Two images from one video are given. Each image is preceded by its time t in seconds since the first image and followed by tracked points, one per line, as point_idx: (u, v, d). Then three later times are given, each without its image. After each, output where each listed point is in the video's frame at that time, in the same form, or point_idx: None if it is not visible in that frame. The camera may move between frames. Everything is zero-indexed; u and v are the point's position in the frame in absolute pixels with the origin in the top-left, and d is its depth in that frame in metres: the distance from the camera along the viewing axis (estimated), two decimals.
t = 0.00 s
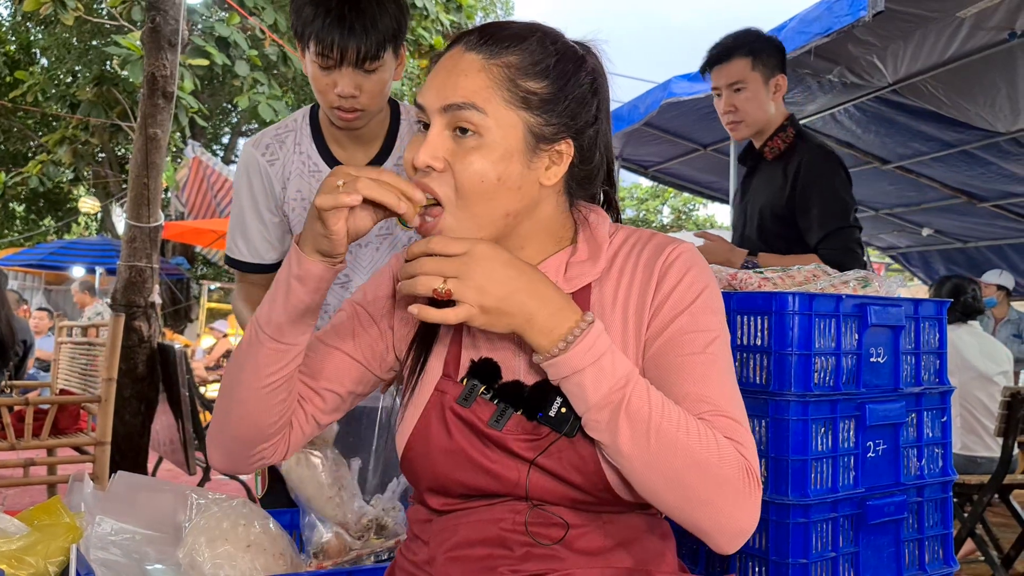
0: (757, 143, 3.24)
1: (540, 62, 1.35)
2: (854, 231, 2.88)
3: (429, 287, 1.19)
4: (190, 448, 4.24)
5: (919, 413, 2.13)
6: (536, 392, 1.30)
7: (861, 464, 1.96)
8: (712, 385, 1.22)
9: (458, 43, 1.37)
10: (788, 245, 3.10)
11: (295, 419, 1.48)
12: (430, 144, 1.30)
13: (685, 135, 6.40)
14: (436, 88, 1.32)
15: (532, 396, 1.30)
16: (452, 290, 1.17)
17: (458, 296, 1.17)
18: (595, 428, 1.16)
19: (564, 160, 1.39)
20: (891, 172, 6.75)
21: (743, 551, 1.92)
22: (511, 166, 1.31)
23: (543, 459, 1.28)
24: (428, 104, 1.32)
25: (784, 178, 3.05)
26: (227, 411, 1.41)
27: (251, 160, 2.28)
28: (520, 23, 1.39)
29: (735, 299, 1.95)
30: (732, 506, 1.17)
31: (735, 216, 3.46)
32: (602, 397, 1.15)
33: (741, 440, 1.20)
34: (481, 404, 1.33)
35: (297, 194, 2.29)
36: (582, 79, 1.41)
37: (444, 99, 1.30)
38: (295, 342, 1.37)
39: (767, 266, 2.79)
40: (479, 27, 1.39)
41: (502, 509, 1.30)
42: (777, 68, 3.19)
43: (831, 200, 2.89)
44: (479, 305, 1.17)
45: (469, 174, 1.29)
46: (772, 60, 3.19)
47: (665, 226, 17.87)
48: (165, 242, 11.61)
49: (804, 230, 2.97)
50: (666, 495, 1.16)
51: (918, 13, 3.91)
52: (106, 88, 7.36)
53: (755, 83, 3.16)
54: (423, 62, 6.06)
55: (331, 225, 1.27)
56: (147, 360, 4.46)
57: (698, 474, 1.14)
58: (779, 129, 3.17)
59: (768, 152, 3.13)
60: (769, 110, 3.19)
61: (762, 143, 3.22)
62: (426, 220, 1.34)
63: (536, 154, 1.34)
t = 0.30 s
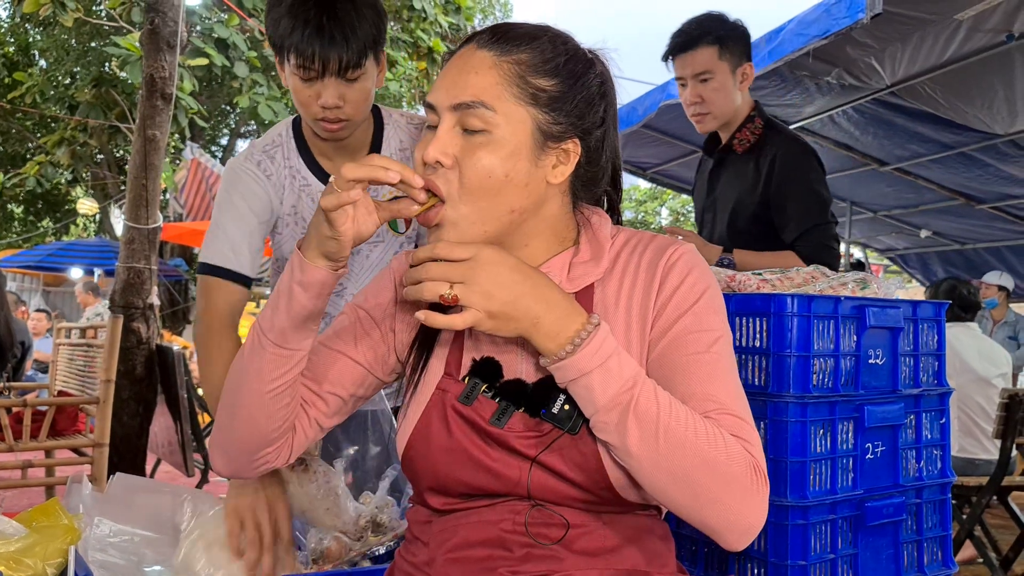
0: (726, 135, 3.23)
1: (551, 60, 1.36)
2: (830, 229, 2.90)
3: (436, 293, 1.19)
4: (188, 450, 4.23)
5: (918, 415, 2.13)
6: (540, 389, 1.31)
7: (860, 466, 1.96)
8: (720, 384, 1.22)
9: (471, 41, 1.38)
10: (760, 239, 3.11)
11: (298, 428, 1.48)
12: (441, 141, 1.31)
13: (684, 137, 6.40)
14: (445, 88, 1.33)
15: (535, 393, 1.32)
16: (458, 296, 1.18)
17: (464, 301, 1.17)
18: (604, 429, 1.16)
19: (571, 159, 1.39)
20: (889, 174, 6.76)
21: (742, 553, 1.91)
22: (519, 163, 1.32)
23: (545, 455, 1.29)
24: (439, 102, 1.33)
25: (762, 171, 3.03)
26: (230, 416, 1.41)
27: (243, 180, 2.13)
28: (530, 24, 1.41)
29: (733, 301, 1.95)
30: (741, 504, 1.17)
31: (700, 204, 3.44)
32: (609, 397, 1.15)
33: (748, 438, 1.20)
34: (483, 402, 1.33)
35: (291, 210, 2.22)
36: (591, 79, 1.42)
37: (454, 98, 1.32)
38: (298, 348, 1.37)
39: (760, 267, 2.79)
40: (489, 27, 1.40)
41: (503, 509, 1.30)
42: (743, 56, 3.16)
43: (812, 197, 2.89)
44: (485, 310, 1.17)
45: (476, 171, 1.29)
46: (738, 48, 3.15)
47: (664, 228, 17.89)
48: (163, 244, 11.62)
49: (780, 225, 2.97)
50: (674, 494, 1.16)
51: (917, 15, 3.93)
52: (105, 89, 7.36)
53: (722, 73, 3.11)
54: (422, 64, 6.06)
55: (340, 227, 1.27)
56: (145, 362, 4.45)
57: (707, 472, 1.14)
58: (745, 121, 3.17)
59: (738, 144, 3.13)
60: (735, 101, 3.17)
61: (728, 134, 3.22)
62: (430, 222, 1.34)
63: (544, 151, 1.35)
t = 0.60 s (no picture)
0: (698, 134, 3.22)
1: (554, 59, 1.37)
2: (807, 226, 2.91)
3: (435, 286, 1.19)
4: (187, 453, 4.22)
5: (916, 417, 2.13)
6: (541, 388, 1.31)
7: (858, 468, 1.96)
8: (718, 384, 1.22)
9: (474, 43, 1.38)
10: (737, 237, 3.10)
11: (297, 424, 1.47)
12: (448, 143, 1.30)
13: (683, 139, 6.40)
14: (449, 90, 1.33)
15: (536, 392, 1.31)
16: (457, 289, 1.18)
17: (463, 294, 1.17)
18: (601, 427, 1.16)
19: (577, 158, 1.40)
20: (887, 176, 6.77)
21: (740, 555, 1.91)
22: (526, 162, 1.31)
23: (546, 455, 1.28)
24: (444, 104, 1.33)
25: (738, 170, 3.03)
26: (227, 411, 1.40)
27: (242, 169, 2.16)
28: (532, 24, 1.41)
29: (731, 302, 1.95)
30: (738, 504, 1.17)
31: (675, 204, 3.43)
32: (605, 396, 1.15)
33: (744, 439, 1.20)
34: (484, 401, 1.33)
35: (287, 200, 2.23)
36: (594, 78, 1.43)
37: (459, 100, 1.31)
38: (296, 339, 1.36)
39: (747, 269, 2.84)
40: (492, 29, 1.40)
41: (503, 510, 1.30)
42: (714, 55, 3.16)
43: (788, 194, 2.90)
44: (485, 304, 1.17)
45: (484, 173, 1.29)
46: (708, 47, 3.14)
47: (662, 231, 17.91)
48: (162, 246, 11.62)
49: (756, 225, 2.96)
50: (671, 494, 1.16)
51: (915, 18, 3.94)
52: (103, 92, 7.36)
53: (694, 72, 3.10)
54: (422, 66, 6.05)
55: (335, 211, 1.27)
56: (143, 364, 4.44)
57: (703, 472, 1.14)
58: (717, 119, 3.15)
59: (711, 144, 3.13)
60: (708, 99, 3.15)
61: (701, 132, 3.21)
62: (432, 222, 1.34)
63: (550, 149, 1.35)
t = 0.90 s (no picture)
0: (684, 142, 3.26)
1: (563, 60, 1.37)
2: (794, 229, 2.91)
3: (434, 282, 1.19)
4: (186, 455, 4.22)
5: (915, 419, 2.13)
6: (545, 388, 1.31)
7: (857, 471, 1.95)
8: (717, 387, 1.22)
9: (481, 46, 1.38)
10: (722, 241, 3.10)
11: (292, 429, 1.46)
12: (461, 147, 1.29)
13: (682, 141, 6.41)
14: (461, 92, 1.33)
15: (540, 392, 1.31)
16: (457, 285, 1.17)
17: (462, 291, 1.17)
18: (599, 426, 1.16)
19: (589, 156, 1.40)
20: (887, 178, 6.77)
21: (739, 557, 1.91)
22: (540, 162, 1.31)
23: (548, 455, 1.28)
24: (455, 109, 1.32)
25: (725, 174, 3.03)
26: (223, 420, 1.41)
27: (247, 160, 2.28)
28: (537, 26, 1.41)
29: (730, 304, 1.96)
30: (734, 507, 1.17)
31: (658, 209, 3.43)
32: (603, 397, 1.15)
33: (742, 442, 1.20)
34: (487, 402, 1.33)
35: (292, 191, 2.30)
36: (601, 79, 1.43)
37: (470, 104, 1.31)
38: (275, 343, 1.36)
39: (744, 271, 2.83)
40: (499, 32, 1.40)
41: (504, 512, 1.30)
42: (700, 64, 3.23)
43: (776, 197, 2.90)
44: (484, 301, 1.17)
45: (500, 175, 1.29)
46: (695, 56, 3.21)
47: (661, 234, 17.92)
48: (161, 248, 11.68)
49: (744, 226, 2.96)
50: (668, 496, 1.15)
51: (914, 21, 3.95)
52: (103, 94, 7.36)
53: (681, 79, 3.15)
54: (421, 68, 6.05)
55: (286, 209, 1.26)
56: (143, 365, 4.44)
57: (700, 474, 1.14)
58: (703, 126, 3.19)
59: (699, 149, 3.15)
60: (695, 107, 3.20)
61: (687, 140, 3.24)
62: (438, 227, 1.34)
63: (562, 148, 1.35)
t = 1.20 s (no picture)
0: (674, 152, 3.25)
1: (555, 72, 1.36)
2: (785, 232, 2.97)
3: (446, 341, 1.02)
4: (186, 457, 4.23)
5: (916, 420, 2.13)
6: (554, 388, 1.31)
7: (858, 472, 1.95)
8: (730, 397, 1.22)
9: (469, 65, 1.36)
10: (715, 246, 3.11)
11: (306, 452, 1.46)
12: (470, 174, 1.28)
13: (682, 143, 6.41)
14: (460, 119, 1.30)
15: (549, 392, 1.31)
16: (472, 344, 1.02)
17: (479, 349, 1.03)
18: (624, 461, 1.12)
19: (593, 160, 1.40)
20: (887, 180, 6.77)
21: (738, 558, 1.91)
22: (551, 177, 1.31)
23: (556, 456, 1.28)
24: (456, 136, 1.30)
25: (720, 180, 3.06)
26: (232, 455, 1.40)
27: (254, 171, 2.22)
28: (523, 34, 1.40)
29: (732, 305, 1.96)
30: (755, 513, 1.17)
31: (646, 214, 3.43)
32: (629, 429, 1.10)
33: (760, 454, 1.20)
34: (495, 402, 1.31)
35: (300, 199, 2.22)
36: (592, 83, 1.43)
37: (476, 130, 1.28)
38: (233, 392, 1.32)
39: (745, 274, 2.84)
40: (487, 45, 1.38)
41: (508, 512, 1.30)
42: (692, 77, 3.21)
43: (771, 202, 2.95)
44: (500, 354, 1.04)
45: (515, 197, 1.28)
46: (688, 69, 3.18)
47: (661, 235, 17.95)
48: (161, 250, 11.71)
49: (737, 230, 2.99)
50: (695, 514, 1.15)
51: (914, 22, 3.95)
52: (103, 95, 7.35)
53: (675, 90, 3.14)
54: (421, 70, 6.06)
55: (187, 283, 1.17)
56: (143, 367, 4.45)
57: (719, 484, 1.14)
58: (694, 138, 3.20)
59: (692, 158, 3.15)
60: (687, 118, 3.20)
61: (678, 150, 3.23)
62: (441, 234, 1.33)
63: (568, 158, 1.34)
